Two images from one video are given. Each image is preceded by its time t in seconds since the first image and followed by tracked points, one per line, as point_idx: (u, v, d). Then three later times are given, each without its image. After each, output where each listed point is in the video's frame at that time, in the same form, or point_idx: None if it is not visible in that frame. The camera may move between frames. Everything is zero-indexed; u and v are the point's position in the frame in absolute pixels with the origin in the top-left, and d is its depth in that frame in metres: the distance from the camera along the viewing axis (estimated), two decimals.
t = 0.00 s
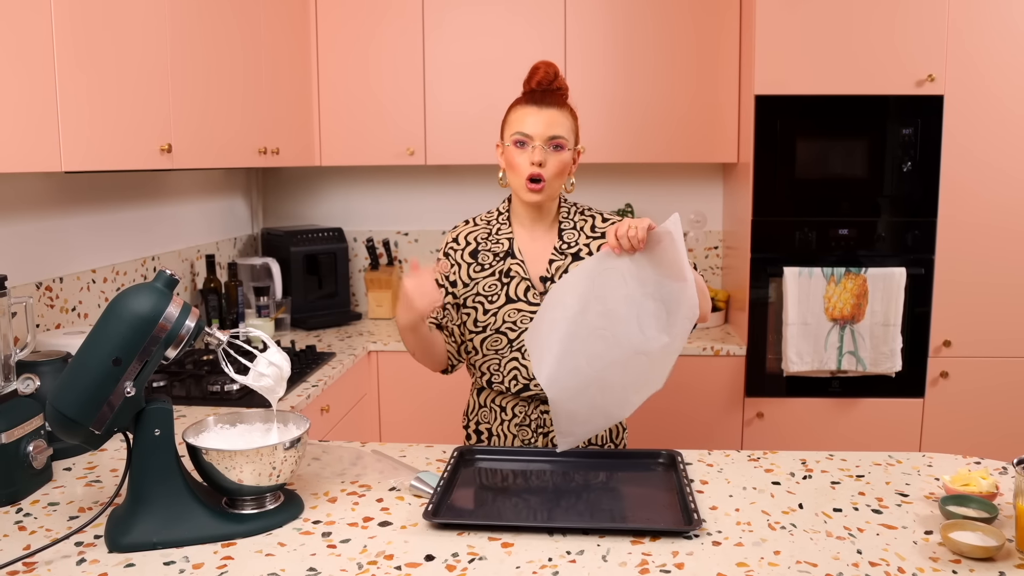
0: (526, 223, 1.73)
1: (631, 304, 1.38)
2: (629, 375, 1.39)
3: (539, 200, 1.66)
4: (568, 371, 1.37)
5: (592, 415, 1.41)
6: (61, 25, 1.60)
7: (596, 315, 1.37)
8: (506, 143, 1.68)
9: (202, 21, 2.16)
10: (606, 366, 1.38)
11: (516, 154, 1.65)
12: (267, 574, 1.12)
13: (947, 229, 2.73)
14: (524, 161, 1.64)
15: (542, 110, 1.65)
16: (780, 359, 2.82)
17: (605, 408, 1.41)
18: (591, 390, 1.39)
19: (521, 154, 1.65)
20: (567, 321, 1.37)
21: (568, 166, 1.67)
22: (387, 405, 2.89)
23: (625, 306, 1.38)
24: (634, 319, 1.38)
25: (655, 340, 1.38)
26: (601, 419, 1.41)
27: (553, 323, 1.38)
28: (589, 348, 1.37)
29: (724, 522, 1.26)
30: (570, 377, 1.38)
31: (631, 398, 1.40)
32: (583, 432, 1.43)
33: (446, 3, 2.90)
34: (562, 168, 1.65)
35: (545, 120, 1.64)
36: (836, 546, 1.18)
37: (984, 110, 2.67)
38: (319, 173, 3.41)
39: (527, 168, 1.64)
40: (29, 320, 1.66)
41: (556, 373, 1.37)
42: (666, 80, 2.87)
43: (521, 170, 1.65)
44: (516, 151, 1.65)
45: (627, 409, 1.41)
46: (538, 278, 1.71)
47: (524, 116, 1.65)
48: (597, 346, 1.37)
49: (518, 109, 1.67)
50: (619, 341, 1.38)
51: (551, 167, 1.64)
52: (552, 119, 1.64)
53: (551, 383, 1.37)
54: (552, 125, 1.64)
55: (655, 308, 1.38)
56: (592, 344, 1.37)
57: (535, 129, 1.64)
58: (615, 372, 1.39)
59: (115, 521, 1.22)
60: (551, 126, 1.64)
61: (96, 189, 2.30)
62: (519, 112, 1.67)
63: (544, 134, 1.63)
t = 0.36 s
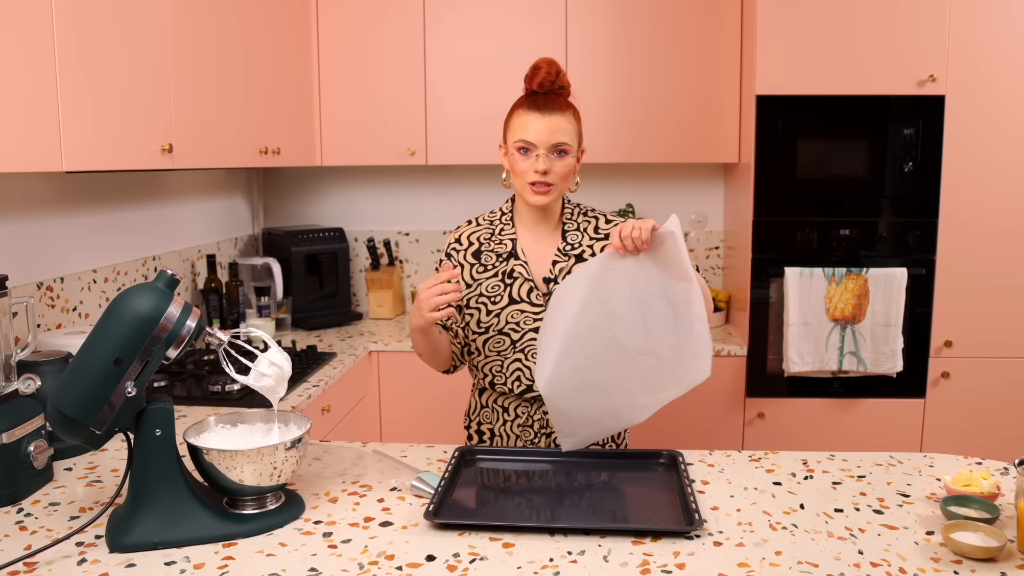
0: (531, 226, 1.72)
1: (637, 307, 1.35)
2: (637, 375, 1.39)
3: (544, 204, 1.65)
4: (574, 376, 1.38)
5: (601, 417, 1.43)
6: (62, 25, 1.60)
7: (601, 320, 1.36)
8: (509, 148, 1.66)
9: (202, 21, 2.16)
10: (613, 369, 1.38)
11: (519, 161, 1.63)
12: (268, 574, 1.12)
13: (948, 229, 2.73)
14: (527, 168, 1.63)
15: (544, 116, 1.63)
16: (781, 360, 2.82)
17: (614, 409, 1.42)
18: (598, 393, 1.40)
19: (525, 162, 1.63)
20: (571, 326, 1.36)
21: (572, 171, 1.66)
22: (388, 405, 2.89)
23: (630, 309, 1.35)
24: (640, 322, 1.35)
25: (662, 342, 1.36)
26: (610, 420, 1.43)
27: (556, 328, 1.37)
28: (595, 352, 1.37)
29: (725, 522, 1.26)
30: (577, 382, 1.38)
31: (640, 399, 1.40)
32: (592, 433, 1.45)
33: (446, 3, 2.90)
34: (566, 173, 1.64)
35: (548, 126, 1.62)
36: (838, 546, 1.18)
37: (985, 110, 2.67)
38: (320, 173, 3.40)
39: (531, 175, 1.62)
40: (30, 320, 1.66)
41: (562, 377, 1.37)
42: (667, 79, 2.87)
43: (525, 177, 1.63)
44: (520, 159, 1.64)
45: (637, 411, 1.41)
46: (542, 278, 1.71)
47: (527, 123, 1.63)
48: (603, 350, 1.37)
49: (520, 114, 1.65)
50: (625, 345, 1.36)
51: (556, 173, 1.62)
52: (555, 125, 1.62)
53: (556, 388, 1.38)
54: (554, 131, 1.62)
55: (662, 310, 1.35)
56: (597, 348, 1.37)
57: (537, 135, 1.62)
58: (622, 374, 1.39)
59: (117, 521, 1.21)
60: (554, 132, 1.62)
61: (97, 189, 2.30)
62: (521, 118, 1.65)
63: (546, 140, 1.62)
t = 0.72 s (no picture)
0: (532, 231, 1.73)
1: (641, 303, 1.37)
2: (647, 372, 1.40)
3: (548, 214, 1.67)
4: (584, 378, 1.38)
5: (615, 415, 1.44)
6: (63, 24, 1.60)
7: (607, 319, 1.36)
8: (509, 160, 1.65)
9: (203, 21, 2.16)
10: (622, 368, 1.39)
11: (522, 176, 1.64)
12: (267, 574, 1.12)
13: (949, 229, 2.73)
14: (530, 182, 1.64)
15: (542, 128, 1.62)
16: (781, 360, 2.82)
17: (627, 407, 1.43)
18: (609, 392, 1.41)
19: (528, 175, 1.63)
20: (577, 328, 1.36)
21: (572, 177, 1.67)
22: (388, 405, 2.89)
23: (635, 305, 1.36)
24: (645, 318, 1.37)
25: (668, 336, 1.38)
26: (624, 418, 1.44)
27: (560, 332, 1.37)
28: (602, 353, 1.37)
29: (725, 522, 1.26)
30: (586, 383, 1.39)
31: (653, 395, 1.41)
32: (607, 431, 1.45)
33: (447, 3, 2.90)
34: (567, 181, 1.66)
35: (547, 138, 1.61)
36: (838, 546, 1.18)
37: (986, 110, 2.67)
38: (320, 172, 3.40)
39: (534, 189, 1.63)
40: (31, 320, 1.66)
41: (574, 379, 1.38)
42: (667, 79, 2.87)
43: (529, 190, 1.64)
44: (521, 173, 1.64)
45: (650, 407, 1.42)
46: (540, 278, 1.71)
47: (525, 136, 1.62)
48: (610, 349, 1.37)
49: (517, 127, 1.64)
50: (632, 342, 1.37)
51: (558, 185, 1.64)
52: (554, 138, 1.62)
53: (567, 390, 1.39)
54: (555, 144, 1.61)
55: (667, 305, 1.36)
56: (605, 348, 1.37)
57: (538, 149, 1.61)
58: (631, 372, 1.39)
59: (117, 521, 1.21)
60: (553, 145, 1.61)
61: (97, 188, 2.30)
62: (519, 131, 1.63)
63: (547, 155, 1.61)
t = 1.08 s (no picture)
0: (528, 229, 1.73)
1: (647, 298, 1.34)
2: (663, 370, 1.34)
3: (540, 208, 1.67)
4: (598, 378, 1.31)
5: (637, 419, 1.34)
6: (65, 24, 1.60)
7: (614, 314, 1.32)
8: (500, 156, 1.65)
9: (204, 20, 2.16)
10: (636, 364, 1.32)
11: (512, 170, 1.63)
12: (268, 574, 1.12)
13: (949, 229, 2.72)
14: (521, 177, 1.63)
15: (532, 122, 1.62)
16: (782, 360, 2.82)
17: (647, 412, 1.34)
18: (627, 393, 1.33)
19: (518, 170, 1.63)
20: (585, 328, 1.31)
21: (564, 171, 1.66)
22: (389, 405, 2.89)
23: (641, 301, 1.34)
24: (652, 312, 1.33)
25: (678, 330, 1.34)
26: (647, 422, 1.34)
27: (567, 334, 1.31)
28: (614, 349, 1.31)
29: (725, 522, 1.26)
30: (600, 384, 1.31)
31: (672, 393, 1.34)
32: (630, 440, 1.36)
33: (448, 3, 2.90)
34: (558, 176, 1.65)
35: (536, 132, 1.61)
36: (838, 546, 1.18)
37: (987, 110, 2.66)
38: (320, 172, 3.41)
39: (525, 183, 1.63)
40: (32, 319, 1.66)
41: (590, 384, 1.30)
42: (669, 79, 2.87)
43: (519, 185, 1.64)
44: (511, 167, 1.64)
45: (672, 406, 1.34)
46: (538, 277, 1.71)
47: (514, 130, 1.62)
48: (621, 345, 1.32)
49: (507, 121, 1.63)
50: (644, 339, 1.33)
51: (548, 179, 1.64)
52: (544, 133, 1.61)
53: (582, 393, 1.31)
54: (543, 138, 1.61)
55: (672, 300, 1.35)
56: (616, 345, 1.31)
57: (527, 143, 1.61)
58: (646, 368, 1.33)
59: (117, 520, 1.21)
60: (543, 140, 1.61)
61: (98, 188, 2.30)
62: (509, 125, 1.63)
63: (536, 148, 1.61)
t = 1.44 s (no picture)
0: (530, 224, 1.71)
1: (655, 295, 1.31)
2: (678, 368, 1.30)
3: (541, 196, 1.65)
4: (609, 379, 1.32)
5: (656, 418, 1.32)
6: (65, 25, 1.60)
7: (620, 314, 1.31)
8: (503, 142, 1.66)
9: (204, 20, 2.16)
10: (647, 362, 1.30)
11: (514, 154, 1.64)
12: (268, 574, 1.12)
13: (950, 229, 2.72)
14: (522, 161, 1.64)
15: (537, 109, 1.64)
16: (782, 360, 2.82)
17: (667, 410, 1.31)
18: (642, 392, 1.32)
19: (520, 153, 1.64)
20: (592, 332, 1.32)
21: (567, 161, 1.66)
22: (389, 405, 2.89)
23: (649, 299, 1.31)
24: (660, 309, 1.30)
25: (690, 325, 1.30)
26: (666, 420, 1.31)
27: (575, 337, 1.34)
28: (623, 350, 1.31)
29: (726, 522, 1.26)
30: (612, 384, 1.32)
31: (689, 389, 1.30)
32: (653, 439, 1.34)
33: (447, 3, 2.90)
34: (561, 164, 1.65)
35: (541, 118, 1.63)
36: (839, 546, 1.18)
37: (987, 110, 2.66)
38: (320, 172, 3.41)
39: (526, 166, 1.63)
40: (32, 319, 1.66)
41: (601, 385, 1.32)
42: (669, 79, 2.87)
43: (520, 169, 1.64)
44: (514, 152, 1.64)
45: (689, 402, 1.30)
46: (543, 274, 1.71)
47: (520, 116, 1.64)
48: (630, 345, 1.30)
49: (514, 109, 1.66)
50: (654, 337, 1.30)
51: (550, 163, 1.64)
52: (548, 120, 1.63)
53: (595, 395, 1.32)
54: (548, 122, 1.62)
55: (682, 295, 1.31)
56: (623, 345, 1.31)
57: (531, 127, 1.62)
58: (659, 366, 1.30)
59: (118, 520, 1.21)
60: (546, 127, 1.63)
61: (98, 188, 2.30)
62: (515, 112, 1.65)
63: (540, 132, 1.62)
